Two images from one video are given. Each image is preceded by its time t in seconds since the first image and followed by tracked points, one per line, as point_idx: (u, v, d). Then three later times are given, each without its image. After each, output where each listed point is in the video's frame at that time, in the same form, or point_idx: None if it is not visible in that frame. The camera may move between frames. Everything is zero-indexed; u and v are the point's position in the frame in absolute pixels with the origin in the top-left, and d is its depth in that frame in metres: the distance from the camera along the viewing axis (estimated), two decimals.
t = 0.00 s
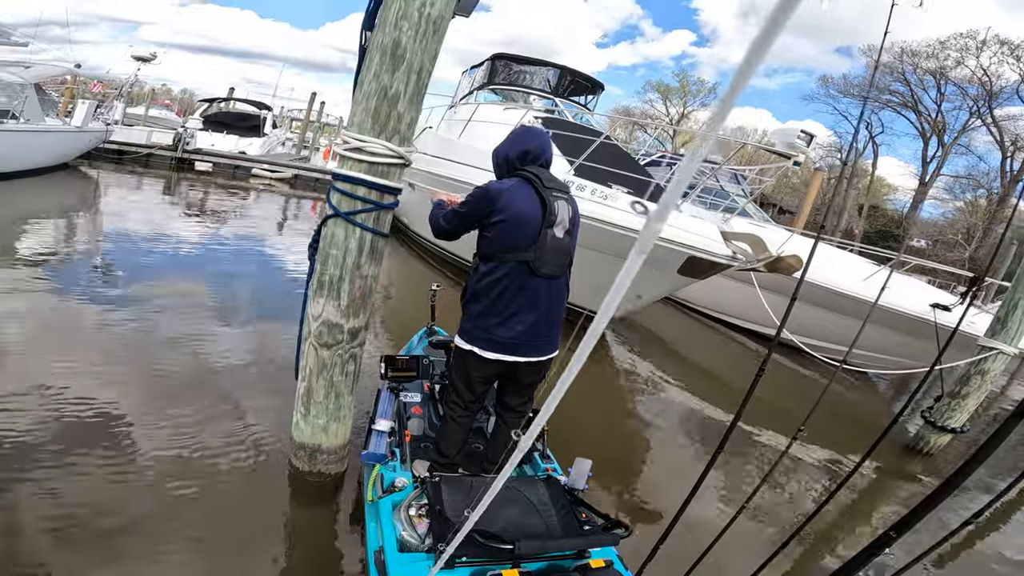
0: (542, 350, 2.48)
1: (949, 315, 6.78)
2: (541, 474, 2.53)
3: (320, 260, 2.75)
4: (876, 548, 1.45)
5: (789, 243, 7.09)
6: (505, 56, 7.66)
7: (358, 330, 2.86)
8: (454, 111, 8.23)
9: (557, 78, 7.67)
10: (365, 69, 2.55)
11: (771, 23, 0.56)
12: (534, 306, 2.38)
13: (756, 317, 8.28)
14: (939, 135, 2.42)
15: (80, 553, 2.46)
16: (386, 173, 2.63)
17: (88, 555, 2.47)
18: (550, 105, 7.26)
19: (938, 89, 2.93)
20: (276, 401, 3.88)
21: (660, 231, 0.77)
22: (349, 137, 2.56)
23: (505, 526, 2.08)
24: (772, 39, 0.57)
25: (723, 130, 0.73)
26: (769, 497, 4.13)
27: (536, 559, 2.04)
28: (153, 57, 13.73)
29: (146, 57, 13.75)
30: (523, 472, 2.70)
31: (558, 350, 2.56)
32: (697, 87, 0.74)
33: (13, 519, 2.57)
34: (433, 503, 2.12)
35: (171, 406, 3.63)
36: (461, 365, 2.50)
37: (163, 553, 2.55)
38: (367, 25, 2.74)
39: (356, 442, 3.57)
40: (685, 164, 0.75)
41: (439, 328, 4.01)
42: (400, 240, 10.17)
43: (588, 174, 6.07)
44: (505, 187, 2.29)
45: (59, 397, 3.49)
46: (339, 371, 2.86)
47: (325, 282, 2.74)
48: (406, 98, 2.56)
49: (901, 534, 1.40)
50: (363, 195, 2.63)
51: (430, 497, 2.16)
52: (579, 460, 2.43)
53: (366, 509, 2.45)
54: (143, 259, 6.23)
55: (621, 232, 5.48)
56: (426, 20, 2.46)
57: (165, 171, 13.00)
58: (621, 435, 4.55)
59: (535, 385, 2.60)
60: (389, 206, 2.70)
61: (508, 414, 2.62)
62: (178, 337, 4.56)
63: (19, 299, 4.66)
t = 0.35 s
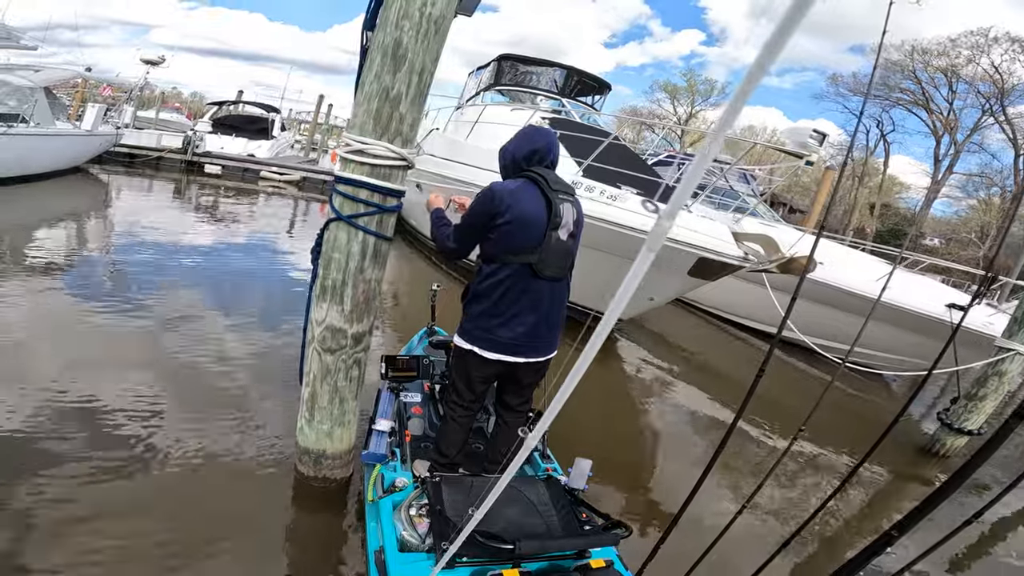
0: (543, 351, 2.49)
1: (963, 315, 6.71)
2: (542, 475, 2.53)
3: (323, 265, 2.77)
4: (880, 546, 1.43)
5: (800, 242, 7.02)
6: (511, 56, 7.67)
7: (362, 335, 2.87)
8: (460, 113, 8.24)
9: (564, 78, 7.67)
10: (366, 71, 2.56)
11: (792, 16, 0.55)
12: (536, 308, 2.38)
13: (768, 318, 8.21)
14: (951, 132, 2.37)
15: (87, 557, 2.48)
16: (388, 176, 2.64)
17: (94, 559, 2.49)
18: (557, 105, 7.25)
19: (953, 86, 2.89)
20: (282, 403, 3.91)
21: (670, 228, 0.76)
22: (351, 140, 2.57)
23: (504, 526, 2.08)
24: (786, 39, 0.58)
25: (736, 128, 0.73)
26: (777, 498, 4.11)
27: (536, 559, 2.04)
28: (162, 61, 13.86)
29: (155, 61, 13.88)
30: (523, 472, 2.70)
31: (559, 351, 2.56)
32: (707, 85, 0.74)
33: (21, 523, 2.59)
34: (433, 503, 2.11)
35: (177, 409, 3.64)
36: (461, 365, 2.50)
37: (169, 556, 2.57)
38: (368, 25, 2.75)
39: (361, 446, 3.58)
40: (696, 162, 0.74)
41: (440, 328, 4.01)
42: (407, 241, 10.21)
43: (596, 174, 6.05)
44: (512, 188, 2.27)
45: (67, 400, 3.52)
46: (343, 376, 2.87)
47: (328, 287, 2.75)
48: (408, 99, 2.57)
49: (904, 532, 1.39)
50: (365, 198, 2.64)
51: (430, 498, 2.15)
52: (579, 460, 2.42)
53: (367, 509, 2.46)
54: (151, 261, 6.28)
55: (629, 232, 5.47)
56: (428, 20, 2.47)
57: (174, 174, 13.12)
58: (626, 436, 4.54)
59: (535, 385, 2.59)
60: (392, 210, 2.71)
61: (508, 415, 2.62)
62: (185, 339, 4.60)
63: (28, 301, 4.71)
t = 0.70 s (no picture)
0: (543, 351, 2.48)
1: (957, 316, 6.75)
2: (541, 474, 2.53)
3: (319, 262, 2.76)
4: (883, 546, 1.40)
5: (796, 242, 7.05)
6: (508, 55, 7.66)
7: (358, 332, 2.86)
8: (457, 111, 8.22)
9: (561, 77, 7.67)
10: (364, 68, 2.55)
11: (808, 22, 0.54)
12: (536, 309, 2.38)
13: (763, 318, 8.23)
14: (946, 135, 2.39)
15: (84, 558, 2.47)
16: (385, 174, 2.63)
17: (92, 559, 2.47)
18: (553, 104, 7.25)
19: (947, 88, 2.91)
20: (278, 401, 3.90)
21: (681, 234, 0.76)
22: (348, 138, 2.56)
23: (505, 525, 2.08)
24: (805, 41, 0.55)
25: (743, 133, 0.73)
26: (772, 498, 4.13)
27: (536, 559, 2.04)
28: (157, 57, 13.77)
29: (150, 57, 13.79)
30: (523, 472, 2.70)
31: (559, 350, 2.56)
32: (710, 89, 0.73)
33: (15, 523, 2.56)
34: (433, 502, 2.11)
35: (174, 407, 3.63)
36: (461, 364, 2.50)
37: (168, 557, 2.56)
38: (366, 22, 2.74)
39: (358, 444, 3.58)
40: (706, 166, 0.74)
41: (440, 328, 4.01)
42: (403, 240, 10.19)
43: (592, 173, 6.05)
44: (510, 189, 2.27)
45: (63, 398, 3.49)
46: (339, 373, 2.86)
47: (324, 284, 2.74)
48: (406, 98, 2.56)
49: (906, 533, 1.36)
50: (362, 195, 2.63)
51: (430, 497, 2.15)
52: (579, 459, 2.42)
53: (367, 509, 2.45)
54: (146, 259, 6.25)
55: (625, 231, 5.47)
56: (426, 19, 2.46)
57: (169, 171, 13.04)
58: (623, 436, 4.55)
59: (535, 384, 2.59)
60: (389, 207, 2.70)
61: (508, 414, 2.61)
62: (181, 337, 4.58)
63: (22, 299, 4.68)
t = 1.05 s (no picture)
0: (543, 349, 2.48)
1: (943, 317, 6.83)
2: (541, 475, 2.53)
3: (311, 256, 2.75)
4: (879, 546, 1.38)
5: (785, 243, 7.10)
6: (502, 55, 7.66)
7: (349, 326, 2.85)
8: (451, 110, 8.20)
9: (554, 78, 7.68)
10: (357, 67, 2.54)
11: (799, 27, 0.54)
12: (535, 308, 2.39)
13: (752, 319, 8.28)
14: (936, 139, 2.40)
15: (74, 557, 2.44)
16: (377, 170, 2.62)
17: (83, 558, 2.45)
18: (547, 104, 7.26)
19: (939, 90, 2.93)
20: (270, 400, 3.88)
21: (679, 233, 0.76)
22: (340, 135, 2.55)
23: (505, 526, 2.08)
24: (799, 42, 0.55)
25: (741, 134, 0.73)
26: (765, 499, 4.15)
27: (537, 559, 2.04)
28: (150, 55, 13.67)
29: (143, 55, 13.68)
30: (522, 472, 2.71)
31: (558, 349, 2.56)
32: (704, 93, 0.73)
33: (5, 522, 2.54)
34: (433, 503, 2.10)
35: (166, 405, 3.61)
36: (462, 364, 2.50)
37: (160, 555, 2.53)
38: (360, 21, 2.74)
39: (351, 441, 3.57)
40: (706, 166, 0.74)
41: (440, 328, 4.00)
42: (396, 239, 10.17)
43: (584, 173, 6.07)
44: (506, 189, 2.27)
45: (53, 396, 3.46)
46: (329, 367, 2.85)
47: (316, 278, 2.73)
48: (399, 96, 2.55)
49: (903, 533, 1.34)
50: (354, 191, 2.62)
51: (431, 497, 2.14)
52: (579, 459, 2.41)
53: (366, 509, 2.44)
54: (138, 257, 6.20)
55: (616, 231, 5.49)
56: (420, 19, 2.46)
57: (161, 169, 12.94)
58: (618, 436, 4.56)
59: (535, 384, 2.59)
60: (381, 203, 2.69)
61: (508, 414, 2.61)
62: (174, 335, 4.55)
63: (12, 296, 4.63)
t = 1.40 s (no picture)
0: (543, 348, 2.48)
1: (942, 318, 6.83)
2: (541, 475, 2.53)
3: (304, 254, 2.75)
4: (879, 548, 1.38)
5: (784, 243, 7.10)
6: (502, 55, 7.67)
7: (342, 325, 2.85)
8: (450, 111, 8.20)
9: (553, 78, 7.68)
10: (350, 67, 2.55)
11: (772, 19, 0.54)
12: (533, 308, 2.38)
13: (751, 319, 8.28)
14: (938, 139, 2.37)
15: (68, 556, 2.44)
16: (370, 169, 2.63)
17: (76, 557, 2.45)
18: (546, 104, 7.26)
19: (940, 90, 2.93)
20: (267, 399, 3.88)
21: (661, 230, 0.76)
22: (333, 133, 2.56)
23: (505, 526, 2.08)
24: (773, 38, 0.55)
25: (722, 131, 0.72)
26: (763, 500, 4.14)
27: (536, 559, 2.04)
28: (150, 55, 13.69)
29: (143, 55, 13.71)
30: (522, 472, 2.71)
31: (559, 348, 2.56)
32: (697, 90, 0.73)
33: None
34: (433, 503, 2.11)
35: (163, 404, 3.61)
36: (463, 365, 2.50)
37: (154, 554, 2.53)
38: (353, 21, 2.74)
39: (347, 442, 3.57)
40: (685, 164, 0.74)
41: (439, 329, 4.01)
42: (395, 239, 10.18)
43: (583, 173, 6.07)
44: (499, 191, 2.27)
45: (49, 395, 3.47)
46: (322, 366, 2.86)
47: (308, 277, 2.73)
48: (391, 95, 2.56)
49: (902, 534, 1.34)
50: (347, 189, 2.62)
51: (430, 498, 2.14)
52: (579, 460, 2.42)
53: (366, 509, 2.44)
54: (137, 256, 6.22)
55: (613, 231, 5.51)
56: (412, 18, 2.46)
57: (161, 169, 12.96)
58: (616, 437, 4.56)
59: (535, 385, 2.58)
60: (374, 202, 2.69)
61: (507, 414, 2.61)
62: (171, 334, 4.55)
63: (11, 295, 4.65)
